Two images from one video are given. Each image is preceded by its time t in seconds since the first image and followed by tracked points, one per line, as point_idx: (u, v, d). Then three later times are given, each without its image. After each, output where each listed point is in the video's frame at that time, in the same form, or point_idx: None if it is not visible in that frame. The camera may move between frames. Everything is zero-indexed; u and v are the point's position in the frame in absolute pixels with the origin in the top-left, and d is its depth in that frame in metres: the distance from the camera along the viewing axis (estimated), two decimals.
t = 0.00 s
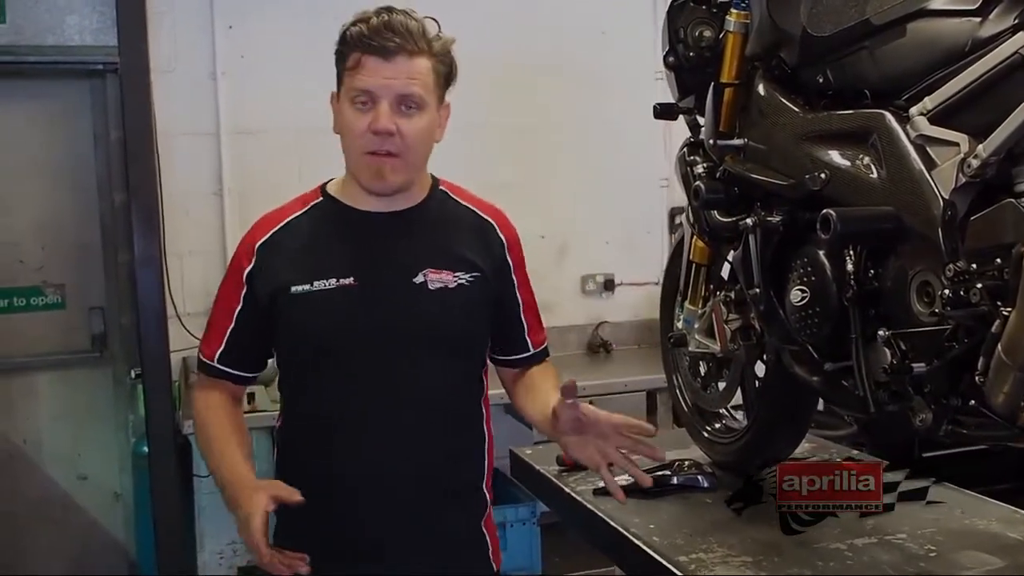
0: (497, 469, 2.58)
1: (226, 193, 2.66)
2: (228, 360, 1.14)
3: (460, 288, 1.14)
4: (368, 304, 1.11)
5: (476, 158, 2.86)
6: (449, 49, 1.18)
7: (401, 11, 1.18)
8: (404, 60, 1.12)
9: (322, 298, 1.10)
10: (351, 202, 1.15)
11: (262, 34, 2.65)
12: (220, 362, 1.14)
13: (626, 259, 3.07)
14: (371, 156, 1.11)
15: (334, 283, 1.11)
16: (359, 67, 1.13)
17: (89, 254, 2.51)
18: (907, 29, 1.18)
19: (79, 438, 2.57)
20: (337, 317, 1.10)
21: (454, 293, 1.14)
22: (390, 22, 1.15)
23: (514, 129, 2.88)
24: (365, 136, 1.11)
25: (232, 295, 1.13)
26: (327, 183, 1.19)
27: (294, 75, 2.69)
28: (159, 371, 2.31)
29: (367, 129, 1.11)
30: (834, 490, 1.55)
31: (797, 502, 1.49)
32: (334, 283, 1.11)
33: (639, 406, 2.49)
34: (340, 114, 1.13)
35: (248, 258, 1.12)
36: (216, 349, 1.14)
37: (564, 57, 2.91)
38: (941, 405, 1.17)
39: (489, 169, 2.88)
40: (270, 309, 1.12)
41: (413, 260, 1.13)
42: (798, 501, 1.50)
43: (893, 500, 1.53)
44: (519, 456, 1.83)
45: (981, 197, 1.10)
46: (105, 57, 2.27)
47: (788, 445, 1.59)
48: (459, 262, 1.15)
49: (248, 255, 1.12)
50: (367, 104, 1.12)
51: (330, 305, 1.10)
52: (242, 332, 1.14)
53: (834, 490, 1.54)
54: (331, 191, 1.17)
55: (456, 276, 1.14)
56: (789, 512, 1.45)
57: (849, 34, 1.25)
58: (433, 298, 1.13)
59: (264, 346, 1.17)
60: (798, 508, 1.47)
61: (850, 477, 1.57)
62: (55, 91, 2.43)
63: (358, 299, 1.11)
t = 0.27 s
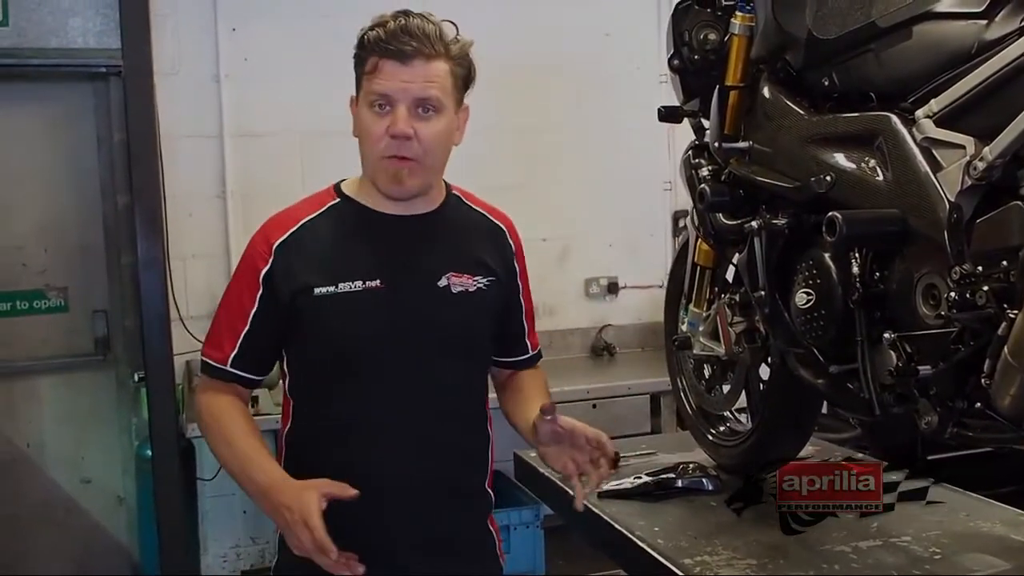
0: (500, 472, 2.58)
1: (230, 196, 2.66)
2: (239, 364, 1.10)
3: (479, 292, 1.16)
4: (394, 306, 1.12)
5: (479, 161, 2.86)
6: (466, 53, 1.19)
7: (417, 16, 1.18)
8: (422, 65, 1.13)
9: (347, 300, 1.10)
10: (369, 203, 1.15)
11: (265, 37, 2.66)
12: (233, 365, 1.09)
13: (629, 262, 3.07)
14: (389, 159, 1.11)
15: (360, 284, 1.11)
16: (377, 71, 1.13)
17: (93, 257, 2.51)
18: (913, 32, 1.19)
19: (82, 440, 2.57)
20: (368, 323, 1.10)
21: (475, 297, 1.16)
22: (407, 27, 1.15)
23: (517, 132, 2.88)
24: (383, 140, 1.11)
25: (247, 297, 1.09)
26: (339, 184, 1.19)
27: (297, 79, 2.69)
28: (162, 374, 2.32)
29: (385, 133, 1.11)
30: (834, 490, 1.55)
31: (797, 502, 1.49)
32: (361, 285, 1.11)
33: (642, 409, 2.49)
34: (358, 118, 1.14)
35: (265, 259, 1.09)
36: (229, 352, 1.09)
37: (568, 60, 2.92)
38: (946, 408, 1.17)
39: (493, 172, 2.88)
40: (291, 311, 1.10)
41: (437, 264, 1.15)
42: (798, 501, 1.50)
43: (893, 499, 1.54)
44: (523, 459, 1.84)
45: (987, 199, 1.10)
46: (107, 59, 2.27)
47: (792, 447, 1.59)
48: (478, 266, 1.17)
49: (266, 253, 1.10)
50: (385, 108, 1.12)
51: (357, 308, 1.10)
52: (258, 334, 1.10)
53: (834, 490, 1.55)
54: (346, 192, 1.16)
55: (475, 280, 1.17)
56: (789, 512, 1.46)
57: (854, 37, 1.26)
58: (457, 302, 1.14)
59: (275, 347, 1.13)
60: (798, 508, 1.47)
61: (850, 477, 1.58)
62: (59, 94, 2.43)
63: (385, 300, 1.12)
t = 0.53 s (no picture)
0: (499, 472, 2.58)
1: (228, 196, 2.66)
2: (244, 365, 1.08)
3: (484, 292, 1.17)
4: (405, 305, 1.12)
5: (478, 161, 2.86)
6: (469, 51, 1.19)
7: (419, 14, 1.18)
8: (424, 62, 1.13)
9: (358, 300, 1.09)
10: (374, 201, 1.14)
11: (264, 37, 2.66)
12: (237, 367, 1.07)
13: (629, 261, 3.07)
14: (392, 158, 1.11)
15: (372, 284, 1.10)
16: (380, 70, 1.13)
17: (91, 257, 2.51)
18: (913, 31, 1.18)
19: (80, 440, 2.56)
20: (377, 324, 1.10)
21: (482, 296, 1.17)
22: (410, 25, 1.15)
23: (517, 132, 2.88)
24: (386, 139, 1.11)
25: (252, 298, 1.07)
26: (341, 182, 1.18)
27: (296, 79, 2.69)
28: (161, 373, 2.31)
29: (389, 132, 1.12)
30: (834, 490, 1.55)
31: (797, 502, 1.49)
32: (374, 284, 1.10)
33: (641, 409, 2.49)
34: (362, 117, 1.14)
35: (270, 257, 1.07)
36: (232, 354, 1.07)
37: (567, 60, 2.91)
38: (946, 407, 1.17)
39: (493, 171, 2.88)
40: (299, 311, 1.08)
41: (446, 262, 1.15)
42: (798, 501, 1.50)
43: (892, 500, 1.53)
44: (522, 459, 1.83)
45: (987, 199, 1.10)
46: (105, 58, 2.27)
47: (786, 450, 1.59)
48: (483, 265, 1.18)
49: (271, 251, 1.07)
50: (389, 107, 1.13)
51: (369, 307, 1.10)
52: (263, 335, 1.08)
53: (834, 490, 1.54)
54: (350, 191, 1.15)
55: (481, 279, 1.17)
56: (789, 513, 1.46)
57: (853, 37, 1.26)
58: (464, 301, 1.15)
59: (281, 347, 1.11)
60: (798, 508, 1.47)
61: (850, 478, 1.57)
62: (57, 93, 2.43)
63: (396, 300, 1.11)
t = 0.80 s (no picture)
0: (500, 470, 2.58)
1: (230, 194, 2.66)
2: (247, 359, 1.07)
3: (484, 287, 1.18)
4: (408, 298, 1.12)
5: (479, 159, 2.86)
6: (465, 43, 1.20)
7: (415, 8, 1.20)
8: (421, 51, 1.14)
9: (361, 292, 1.09)
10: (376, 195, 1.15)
11: (265, 35, 2.66)
12: (239, 361, 1.07)
13: (630, 260, 3.07)
14: (392, 147, 1.12)
15: (374, 277, 1.10)
16: (377, 60, 1.14)
17: (93, 255, 2.51)
18: (916, 29, 1.18)
19: (82, 438, 2.57)
20: (377, 321, 1.09)
21: (483, 292, 1.17)
22: (405, 17, 1.16)
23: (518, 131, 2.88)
24: (385, 127, 1.12)
25: (254, 291, 1.06)
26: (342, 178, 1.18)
27: (297, 78, 2.69)
28: (162, 372, 2.31)
29: (388, 120, 1.12)
30: (834, 490, 1.54)
31: (797, 502, 1.49)
32: (377, 277, 1.10)
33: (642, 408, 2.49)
34: (362, 109, 1.15)
35: (274, 251, 1.07)
36: (234, 347, 1.07)
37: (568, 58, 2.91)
38: (948, 406, 1.16)
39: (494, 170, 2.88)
40: (302, 306, 1.08)
41: (449, 256, 1.16)
42: (798, 501, 1.49)
43: (893, 499, 1.53)
44: (523, 457, 1.83)
45: (989, 198, 1.10)
46: (106, 57, 2.26)
47: (789, 448, 1.59)
48: (484, 261, 1.19)
49: (275, 244, 1.08)
50: (387, 97, 1.13)
51: (371, 298, 1.10)
52: (266, 330, 1.07)
53: (835, 490, 1.54)
54: (351, 185, 1.16)
55: (482, 274, 1.18)
56: (790, 512, 1.45)
57: (856, 35, 1.26)
58: (466, 296, 1.15)
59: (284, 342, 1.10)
60: (799, 508, 1.47)
61: (850, 477, 1.57)
62: (60, 92, 2.43)
63: (399, 293, 1.11)
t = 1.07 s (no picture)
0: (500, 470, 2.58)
1: (230, 194, 2.66)
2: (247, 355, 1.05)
3: (485, 283, 1.16)
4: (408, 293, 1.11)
5: (479, 159, 2.86)
6: (465, 41, 1.20)
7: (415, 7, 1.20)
8: (422, 49, 1.14)
9: (359, 286, 1.08)
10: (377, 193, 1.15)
11: (265, 35, 2.66)
12: (239, 358, 1.05)
13: (630, 260, 3.07)
14: (394, 144, 1.12)
15: (373, 269, 1.09)
16: (379, 58, 1.14)
17: (92, 255, 2.51)
18: (915, 30, 1.18)
19: (81, 438, 2.57)
20: (376, 319, 1.09)
21: (483, 287, 1.16)
22: (406, 15, 1.16)
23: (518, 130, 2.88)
24: (387, 124, 1.12)
25: (253, 289, 1.05)
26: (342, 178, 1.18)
27: (297, 78, 2.69)
28: (162, 372, 2.31)
29: (389, 117, 1.12)
30: (834, 490, 1.55)
31: (797, 502, 1.49)
32: (375, 269, 1.10)
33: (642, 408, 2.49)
34: (363, 107, 1.15)
35: (272, 248, 1.06)
36: (234, 345, 1.05)
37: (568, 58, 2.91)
38: (947, 406, 1.17)
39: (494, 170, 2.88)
40: (299, 301, 1.07)
41: (448, 251, 1.15)
42: (798, 501, 1.50)
43: (893, 499, 1.53)
44: (523, 458, 1.83)
45: (987, 199, 1.10)
46: (105, 56, 2.26)
47: (790, 448, 1.59)
48: (484, 258, 1.18)
49: (273, 242, 1.07)
50: (389, 94, 1.13)
51: (368, 290, 1.09)
52: (264, 328, 1.06)
53: (835, 490, 1.55)
54: (351, 184, 1.16)
55: (482, 271, 1.17)
56: (789, 512, 1.46)
57: (855, 36, 1.26)
58: (466, 290, 1.14)
59: (283, 338, 1.09)
60: (798, 508, 1.47)
61: (850, 477, 1.57)
62: (60, 92, 2.43)
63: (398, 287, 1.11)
